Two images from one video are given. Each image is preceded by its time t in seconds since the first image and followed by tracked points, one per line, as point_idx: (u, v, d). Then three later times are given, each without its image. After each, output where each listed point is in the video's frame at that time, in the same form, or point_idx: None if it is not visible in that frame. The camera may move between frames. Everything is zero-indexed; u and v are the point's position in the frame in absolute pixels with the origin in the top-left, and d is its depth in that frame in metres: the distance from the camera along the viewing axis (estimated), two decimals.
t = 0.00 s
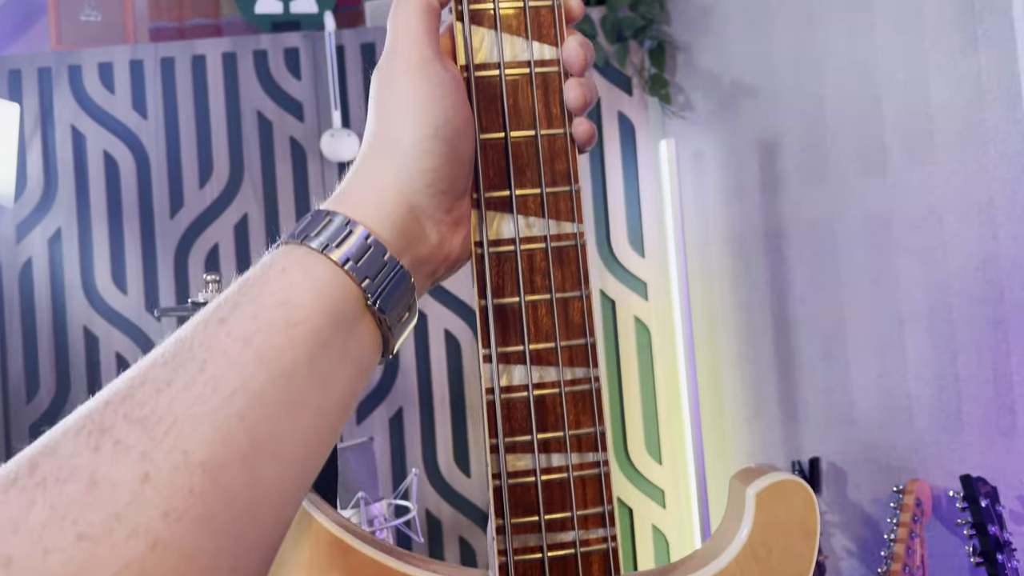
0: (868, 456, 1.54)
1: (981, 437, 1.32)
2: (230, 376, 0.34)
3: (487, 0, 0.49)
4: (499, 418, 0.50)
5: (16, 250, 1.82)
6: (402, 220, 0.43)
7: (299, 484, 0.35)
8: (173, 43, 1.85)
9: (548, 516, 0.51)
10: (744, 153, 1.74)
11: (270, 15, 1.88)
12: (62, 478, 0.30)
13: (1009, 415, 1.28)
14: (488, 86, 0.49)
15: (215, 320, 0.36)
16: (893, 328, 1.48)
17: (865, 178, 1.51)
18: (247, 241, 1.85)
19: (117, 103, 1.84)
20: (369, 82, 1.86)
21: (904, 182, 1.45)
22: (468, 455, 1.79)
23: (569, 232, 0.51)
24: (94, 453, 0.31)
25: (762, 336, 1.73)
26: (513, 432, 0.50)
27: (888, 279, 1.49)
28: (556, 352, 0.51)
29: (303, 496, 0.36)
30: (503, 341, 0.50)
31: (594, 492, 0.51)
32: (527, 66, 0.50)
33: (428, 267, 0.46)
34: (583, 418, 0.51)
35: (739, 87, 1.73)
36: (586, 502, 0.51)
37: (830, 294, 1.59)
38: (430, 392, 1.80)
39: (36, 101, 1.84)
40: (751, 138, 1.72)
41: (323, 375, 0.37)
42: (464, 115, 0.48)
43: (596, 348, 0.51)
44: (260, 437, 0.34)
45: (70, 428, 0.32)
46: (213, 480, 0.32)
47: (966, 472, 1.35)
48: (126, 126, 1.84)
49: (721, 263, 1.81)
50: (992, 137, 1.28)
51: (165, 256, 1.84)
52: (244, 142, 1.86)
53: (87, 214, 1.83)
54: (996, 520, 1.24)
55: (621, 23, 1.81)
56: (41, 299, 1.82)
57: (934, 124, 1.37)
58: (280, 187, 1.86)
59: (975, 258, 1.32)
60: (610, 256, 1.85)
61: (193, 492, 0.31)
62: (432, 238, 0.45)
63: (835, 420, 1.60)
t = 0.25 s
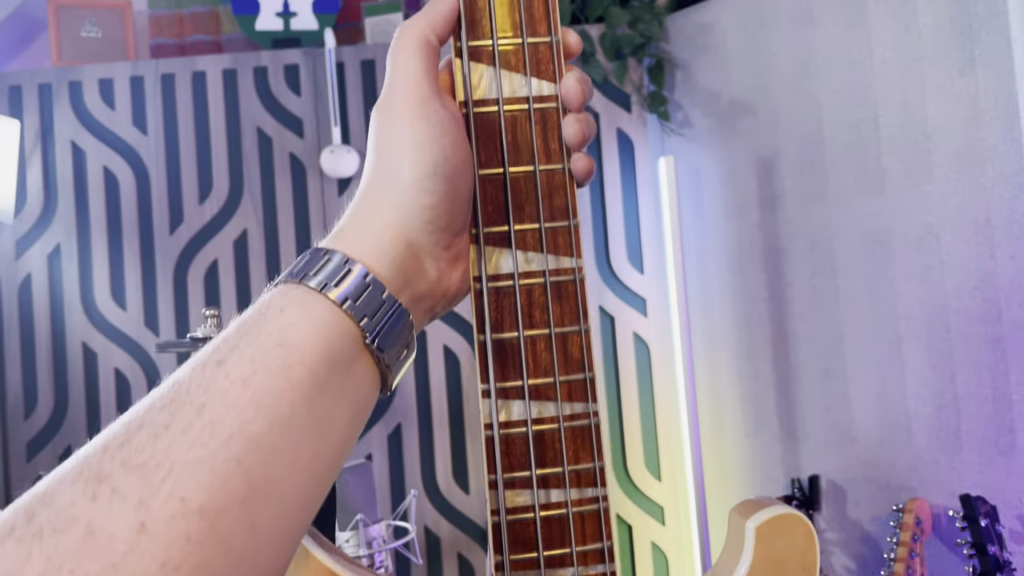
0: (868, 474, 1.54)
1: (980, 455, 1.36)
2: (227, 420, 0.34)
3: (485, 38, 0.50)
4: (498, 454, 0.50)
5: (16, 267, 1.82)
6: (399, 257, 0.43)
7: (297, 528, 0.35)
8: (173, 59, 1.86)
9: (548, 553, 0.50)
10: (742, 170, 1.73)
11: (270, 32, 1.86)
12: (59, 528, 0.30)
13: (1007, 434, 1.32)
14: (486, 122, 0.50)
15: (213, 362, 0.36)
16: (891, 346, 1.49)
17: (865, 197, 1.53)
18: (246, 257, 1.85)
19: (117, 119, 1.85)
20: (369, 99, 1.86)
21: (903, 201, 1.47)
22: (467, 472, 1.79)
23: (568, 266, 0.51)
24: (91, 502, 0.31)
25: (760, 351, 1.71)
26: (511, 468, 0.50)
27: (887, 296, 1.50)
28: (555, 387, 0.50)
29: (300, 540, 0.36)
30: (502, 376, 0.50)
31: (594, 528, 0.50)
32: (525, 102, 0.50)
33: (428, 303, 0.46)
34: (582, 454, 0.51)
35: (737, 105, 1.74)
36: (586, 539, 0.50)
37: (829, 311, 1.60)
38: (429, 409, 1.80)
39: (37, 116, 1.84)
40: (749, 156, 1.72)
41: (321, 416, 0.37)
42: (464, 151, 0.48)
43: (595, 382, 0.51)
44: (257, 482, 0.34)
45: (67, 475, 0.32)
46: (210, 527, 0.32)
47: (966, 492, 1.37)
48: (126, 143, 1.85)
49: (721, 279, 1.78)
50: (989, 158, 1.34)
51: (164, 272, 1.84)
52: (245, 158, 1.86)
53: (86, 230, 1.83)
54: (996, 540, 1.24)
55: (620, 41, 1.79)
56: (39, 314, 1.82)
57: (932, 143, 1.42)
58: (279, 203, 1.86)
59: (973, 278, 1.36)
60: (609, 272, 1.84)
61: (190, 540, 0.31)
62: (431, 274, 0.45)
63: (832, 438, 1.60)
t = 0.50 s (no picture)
0: (866, 490, 1.54)
1: (978, 472, 1.36)
2: (222, 458, 0.34)
3: (480, 72, 0.50)
4: (493, 485, 0.49)
5: (14, 280, 1.82)
6: (397, 290, 0.44)
7: (289, 565, 0.35)
8: (172, 74, 1.86)
9: None
10: (741, 185, 1.74)
11: (270, 47, 1.91)
12: (52, 569, 0.30)
13: (1005, 451, 1.32)
14: (481, 154, 0.50)
15: (208, 398, 0.36)
16: (890, 362, 1.49)
17: (862, 214, 1.53)
18: (245, 271, 1.86)
19: (117, 134, 1.85)
20: (368, 114, 1.87)
21: (900, 218, 1.47)
22: (465, 488, 1.79)
23: (562, 297, 0.51)
24: (85, 542, 0.31)
25: (758, 364, 1.71)
26: (505, 499, 0.50)
27: (885, 312, 1.50)
28: (549, 418, 0.50)
29: None
30: (495, 407, 0.50)
31: (588, 559, 0.50)
32: (519, 135, 0.50)
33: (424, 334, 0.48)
34: (576, 484, 0.51)
35: (735, 121, 1.74)
36: (580, 571, 0.50)
37: (826, 327, 1.60)
38: (427, 424, 1.80)
39: (36, 130, 1.84)
40: (747, 172, 1.73)
41: (315, 451, 0.37)
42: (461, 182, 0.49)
43: (589, 413, 0.51)
44: (251, 521, 0.34)
45: (61, 514, 0.32)
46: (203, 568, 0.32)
47: (965, 509, 1.38)
48: (126, 157, 1.85)
49: (720, 292, 1.78)
50: (986, 177, 1.35)
51: (163, 286, 1.84)
52: (243, 173, 1.87)
53: (85, 244, 1.83)
54: (994, 558, 1.25)
55: (617, 58, 1.80)
56: (37, 328, 1.82)
57: (929, 160, 1.42)
58: (278, 218, 1.86)
59: (971, 294, 1.37)
60: (606, 286, 1.85)
61: None
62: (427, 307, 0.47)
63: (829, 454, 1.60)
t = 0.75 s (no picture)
0: (866, 509, 1.53)
1: (977, 493, 1.35)
2: (218, 498, 0.34)
3: (475, 106, 0.51)
4: (488, 519, 0.50)
5: (13, 295, 1.82)
6: (393, 324, 0.47)
7: None
8: (172, 90, 1.87)
9: None
10: (740, 204, 1.74)
11: (271, 64, 1.90)
12: None
13: (1004, 471, 1.31)
14: (476, 190, 0.51)
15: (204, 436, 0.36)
16: (889, 381, 1.49)
17: (861, 232, 1.53)
18: (244, 287, 1.86)
19: (117, 150, 1.86)
20: (368, 130, 1.87)
21: (899, 237, 1.47)
22: (463, 507, 1.78)
23: (558, 329, 0.52)
24: None
25: (757, 384, 1.71)
26: (500, 533, 0.50)
27: (884, 331, 1.50)
28: (545, 451, 0.51)
29: None
30: (491, 440, 0.50)
31: None
32: (515, 169, 0.52)
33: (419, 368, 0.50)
34: (572, 518, 0.51)
35: (734, 139, 1.75)
36: None
37: (826, 345, 1.60)
38: (425, 441, 1.80)
39: (37, 146, 1.85)
40: (746, 190, 1.73)
41: (309, 490, 0.37)
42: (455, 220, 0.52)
43: (584, 446, 0.52)
44: (245, 562, 0.34)
45: (56, 555, 0.32)
46: None
47: (964, 530, 1.37)
48: (126, 172, 1.85)
49: (719, 310, 1.78)
50: (985, 199, 1.35)
51: (161, 302, 1.84)
52: (243, 189, 1.87)
53: (84, 259, 1.83)
54: None
55: (617, 75, 1.80)
56: (35, 343, 1.82)
57: (927, 179, 1.43)
58: (277, 234, 1.86)
59: (971, 315, 1.36)
60: (605, 303, 1.85)
61: None
62: (421, 342, 0.49)
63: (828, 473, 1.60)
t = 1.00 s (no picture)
0: (865, 528, 1.53)
1: (977, 513, 1.34)
2: (216, 529, 0.41)
3: (478, 136, 0.59)
4: (489, 545, 0.56)
5: (12, 308, 1.82)
6: (396, 356, 0.56)
7: None
8: (173, 105, 1.87)
9: None
10: (739, 221, 1.74)
11: (272, 79, 1.91)
12: None
13: (1005, 491, 1.31)
14: (477, 216, 0.59)
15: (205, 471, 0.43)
16: (888, 400, 1.49)
17: (860, 250, 1.54)
18: (243, 302, 1.85)
19: (117, 164, 1.86)
20: (369, 145, 1.88)
21: (898, 256, 1.48)
22: (462, 523, 1.78)
23: (558, 358, 0.60)
24: None
25: (758, 400, 1.71)
26: (501, 557, 0.56)
27: (884, 349, 1.50)
28: (545, 480, 0.58)
29: None
30: (493, 469, 0.57)
31: None
32: (516, 198, 0.59)
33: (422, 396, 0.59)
34: (572, 546, 0.58)
35: (733, 156, 1.75)
36: None
37: (825, 363, 1.59)
38: (424, 457, 1.79)
39: (37, 160, 1.85)
40: (745, 206, 1.73)
41: (305, 514, 0.44)
42: (453, 253, 0.61)
43: (583, 474, 0.59)
44: None
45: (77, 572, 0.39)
46: None
47: (965, 550, 1.36)
48: (126, 187, 1.85)
49: (719, 325, 1.78)
50: (984, 218, 1.35)
51: (160, 316, 1.84)
52: (243, 204, 1.87)
53: (83, 273, 1.83)
54: None
55: (617, 92, 1.81)
56: (34, 357, 1.81)
57: (926, 199, 1.43)
58: (277, 249, 1.86)
59: (970, 333, 1.36)
60: (605, 318, 1.85)
61: None
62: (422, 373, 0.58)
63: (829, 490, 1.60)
